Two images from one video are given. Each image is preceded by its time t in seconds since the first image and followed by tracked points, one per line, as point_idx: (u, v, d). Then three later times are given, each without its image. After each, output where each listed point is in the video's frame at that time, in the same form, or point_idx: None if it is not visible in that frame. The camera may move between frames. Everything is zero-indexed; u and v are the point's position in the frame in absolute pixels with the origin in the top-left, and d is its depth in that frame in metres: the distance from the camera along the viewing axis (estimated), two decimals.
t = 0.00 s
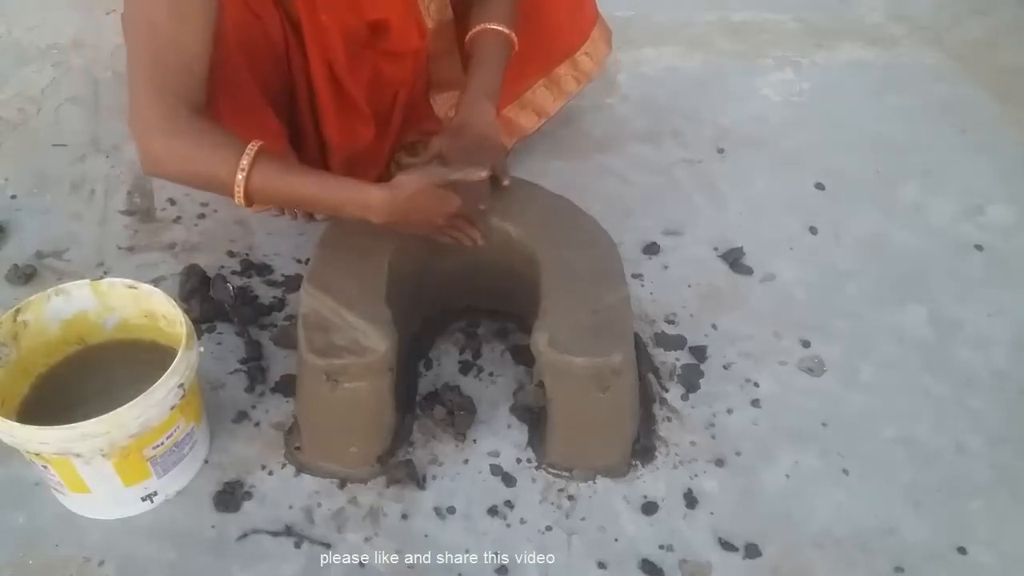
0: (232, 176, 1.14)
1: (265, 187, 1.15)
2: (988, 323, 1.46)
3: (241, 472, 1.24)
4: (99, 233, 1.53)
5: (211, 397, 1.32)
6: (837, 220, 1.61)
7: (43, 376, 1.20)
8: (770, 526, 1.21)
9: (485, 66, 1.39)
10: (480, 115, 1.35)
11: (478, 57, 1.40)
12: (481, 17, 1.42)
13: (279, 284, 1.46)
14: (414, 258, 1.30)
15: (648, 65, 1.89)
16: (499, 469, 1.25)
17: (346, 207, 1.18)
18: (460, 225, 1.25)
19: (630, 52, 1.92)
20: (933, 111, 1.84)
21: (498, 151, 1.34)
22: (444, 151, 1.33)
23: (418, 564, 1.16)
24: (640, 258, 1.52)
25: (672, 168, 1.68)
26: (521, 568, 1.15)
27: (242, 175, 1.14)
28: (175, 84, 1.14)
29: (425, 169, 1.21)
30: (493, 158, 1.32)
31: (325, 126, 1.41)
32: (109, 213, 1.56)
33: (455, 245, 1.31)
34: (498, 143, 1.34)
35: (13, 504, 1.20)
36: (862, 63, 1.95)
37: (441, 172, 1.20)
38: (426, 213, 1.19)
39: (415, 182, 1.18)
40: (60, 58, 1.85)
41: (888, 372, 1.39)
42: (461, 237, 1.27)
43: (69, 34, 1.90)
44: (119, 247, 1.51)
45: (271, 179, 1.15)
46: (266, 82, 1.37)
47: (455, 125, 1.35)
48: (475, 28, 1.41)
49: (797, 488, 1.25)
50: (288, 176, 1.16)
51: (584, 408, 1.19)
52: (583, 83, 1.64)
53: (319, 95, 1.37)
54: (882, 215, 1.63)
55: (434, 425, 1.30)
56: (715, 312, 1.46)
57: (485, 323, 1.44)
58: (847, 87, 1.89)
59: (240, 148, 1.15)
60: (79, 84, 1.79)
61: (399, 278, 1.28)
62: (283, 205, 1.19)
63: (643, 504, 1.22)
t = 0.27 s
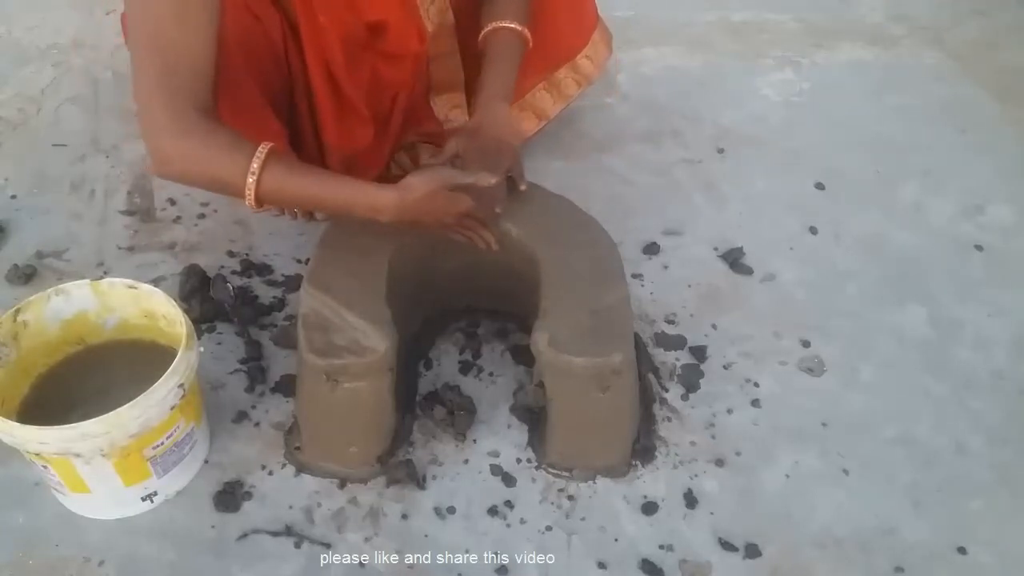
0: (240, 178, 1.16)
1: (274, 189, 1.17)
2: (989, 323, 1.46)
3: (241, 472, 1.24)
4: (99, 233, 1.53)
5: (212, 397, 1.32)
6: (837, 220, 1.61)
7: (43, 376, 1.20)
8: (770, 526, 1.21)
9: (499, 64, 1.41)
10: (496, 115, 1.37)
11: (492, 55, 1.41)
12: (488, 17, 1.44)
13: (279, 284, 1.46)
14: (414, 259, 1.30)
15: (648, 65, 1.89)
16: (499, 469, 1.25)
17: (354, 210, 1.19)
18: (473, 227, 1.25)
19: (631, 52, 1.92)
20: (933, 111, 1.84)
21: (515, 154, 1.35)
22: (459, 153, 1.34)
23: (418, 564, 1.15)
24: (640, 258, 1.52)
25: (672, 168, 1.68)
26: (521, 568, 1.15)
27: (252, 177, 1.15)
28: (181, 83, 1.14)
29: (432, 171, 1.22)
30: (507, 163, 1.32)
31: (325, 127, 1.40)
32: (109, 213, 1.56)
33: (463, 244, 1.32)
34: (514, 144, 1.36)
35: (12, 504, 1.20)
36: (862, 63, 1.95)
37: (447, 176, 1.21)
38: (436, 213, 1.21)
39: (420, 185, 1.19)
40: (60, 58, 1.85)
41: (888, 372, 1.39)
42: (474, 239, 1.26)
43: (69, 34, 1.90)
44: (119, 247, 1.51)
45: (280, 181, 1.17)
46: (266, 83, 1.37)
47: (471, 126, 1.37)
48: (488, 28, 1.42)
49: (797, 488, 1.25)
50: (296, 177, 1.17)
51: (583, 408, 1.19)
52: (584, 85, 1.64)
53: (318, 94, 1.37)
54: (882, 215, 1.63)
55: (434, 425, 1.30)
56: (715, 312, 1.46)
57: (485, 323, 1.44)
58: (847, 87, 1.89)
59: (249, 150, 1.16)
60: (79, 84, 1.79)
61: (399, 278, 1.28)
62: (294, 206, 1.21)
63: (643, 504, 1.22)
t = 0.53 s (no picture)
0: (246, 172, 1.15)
1: (281, 189, 1.17)
2: (989, 323, 1.46)
3: (241, 472, 1.24)
4: (99, 233, 1.53)
5: (212, 397, 1.32)
6: (836, 220, 1.61)
7: (43, 376, 1.20)
8: (770, 526, 1.21)
9: (516, 64, 1.40)
10: (517, 119, 1.37)
11: (508, 53, 1.40)
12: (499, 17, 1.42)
13: (279, 284, 1.46)
14: (413, 259, 1.30)
15: (648, 65, 1.89)
16: (499, 469, 1.25)
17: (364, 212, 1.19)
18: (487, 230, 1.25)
19: (631, 52, 1.92)
20: (933, 110, 1.84)
21: (536, 161, 1.34)
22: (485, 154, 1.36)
23: (418, 564, 1.15)
24: (640, 258, 1.52)
25: (672, 168, 1.68)
26: (521, 568, 1.15)
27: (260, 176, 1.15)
28: (186, 79, 1.14)
29: (442, 176, 1.20)
30: (530, 167, 1.32)
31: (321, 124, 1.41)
32: (109, 213, 1.56)
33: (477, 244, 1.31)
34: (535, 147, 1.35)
35: (12, 504, 1.20)
36: (863, 63, 1.95)
37: (458, 185, 1.18)
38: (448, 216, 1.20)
39: (427, 190, 1.17)
40: (60, 58, 1.85)
41: (888, 372, 1.39)
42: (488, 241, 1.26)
43: (69, 34, 1.90)
44: (119, 247, 1.51)
45: (287, 180, 1.16)
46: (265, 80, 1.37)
47: (495, 130, 1.38)
48: (501, 27, 1.41)
49: (797, 488, 1.25)
50: (303, 179, 1.17)
51: (583, 408, 1.19)
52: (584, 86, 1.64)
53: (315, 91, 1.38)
54: (882, 215, 1.63)
55: (434, 425, 1.30)
56: (715, 312, 1.46)
57: (485, 323, 1.44)
58: (847, 87, 1.89)
59: (259, 148, 1.16)
60: (79, 84, 1.79)
61: (399, 277, 1.28)
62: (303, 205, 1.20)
63: (643, 504, 1.22)
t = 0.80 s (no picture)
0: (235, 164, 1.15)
1: (273, 183, 1.17)
2: (989, 323, 1.46)
3: (241, 472, 1.24)
4: (99, 233, 1.53)
5: (211, 397, 1.31)
6: (837, 220, 1.61)
7: (43, 376, 1.19)
8: (770, 526, 1.21)
9: (534, 58, 1.39)
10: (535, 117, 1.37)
11: (526, 41, 1.40)
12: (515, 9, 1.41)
13: (279, 284, 1.46)
14: (411, 257, 1.29)
15: (648, 65, 1.89)
16: (499, 469, 1.25)
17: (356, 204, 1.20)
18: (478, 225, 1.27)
19: (631, 52, 1.92)
20: (933, 110, 1.84)
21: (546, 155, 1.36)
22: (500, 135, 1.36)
23: (418, 564, 1.15)
24: (640, 258, 1.52)
25: (672, 168, 1.68)
26: (521, 568, 1.15)
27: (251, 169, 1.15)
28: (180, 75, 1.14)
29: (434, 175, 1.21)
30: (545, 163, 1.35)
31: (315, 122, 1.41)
32: (108, 213, 1.56)
33: (471, 247, 1.31)
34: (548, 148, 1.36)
35: (13, 504, 1.20)
36: (863, 63, 1.95)
37: (447, 185, 1.20)
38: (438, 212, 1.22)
39: (415, 186, 1.18)
40: (60, 58, 1.85)
41: (888, 372, 1.39)
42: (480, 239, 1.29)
43: (69, 34, 1.90)
44: (118, 247, 1.51)
45: (278, 174, 1.16)
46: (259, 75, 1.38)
47: (513, 116, 1.38)
48: (518, 15, 1.40)
49: (797, 488, 1.25)
50: (296, 173, 1.17)
51: (583, 408, 1.19)
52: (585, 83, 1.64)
53: (309, 87, 1.38)
54: (882, 215, 1.63)
55: (434, 425, 1.30)
56: (715, 312, 1.46)
57: (485, 323, 1.44)
58: (847, 87, 1.89)
59: (249, 142, 1.16)
60: (79, 83, 1.79)
61: (399, 275, 1.28)
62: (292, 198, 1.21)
63: (643, 504, 1.22)
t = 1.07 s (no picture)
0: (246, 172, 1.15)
1: (282, 187, 1.17)
2: (989, 323, 1.46)
3: (241, 472, 1.24)
4: (99, 233, 1.53)
5: (211, 397, 1.31)
6: (836, 220, 1.61)
7: (43, 376, 1.19)
8: (770, 526, 1.21)
9: (551, 63, 1.40)
10: (553, 126, 1.37)
11: (544, 48, 1.40)
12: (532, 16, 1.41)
13: (279, 284, 1.46)
14: (414, 258, 1.30)
15: (648, 65, 1.89)
16: (499, 469, 1.25)
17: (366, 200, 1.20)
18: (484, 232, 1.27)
19: (631, 52, 1.92)
20: (933, 111, 1.84)
21: (564, 164, 1.35)
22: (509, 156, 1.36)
23: (418, 564, 1.15)
24: (640, 258, 1.52)
25: (672, 168, 1.68)
26: (521, 568, 1.15)
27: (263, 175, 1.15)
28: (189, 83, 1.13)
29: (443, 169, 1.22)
30: (553, 174, 1.33)
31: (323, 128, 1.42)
32: (109, 213, 1.56)
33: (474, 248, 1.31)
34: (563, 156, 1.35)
35: (12, 504, 1.20)
36: (863, 63, 1.95)
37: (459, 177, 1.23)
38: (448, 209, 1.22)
39: (426, 179, 1.20)
40: (60, 58, 1.85)
41: (888, 372, 1.39)
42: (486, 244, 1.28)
43: (69, 34, 1.90)
44: (119, 247, 1.51)
45: (288, 177, 1.16)
46: (268, 81, 1.38)
47: (527, 132, 1.38)
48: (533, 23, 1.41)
49: (797, 488, 1.25)
50: (306, 174, 1.17)
51: (583, 408, 1.19)
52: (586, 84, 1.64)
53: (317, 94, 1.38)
54: (882, 215, 1.63)
55: (434, 425, 1.30)
56: (715, 312, 1.46)
57: (485, 323, 1.44)
58: (847, 87, 1.89)
59: (257, 149, 1.16)
60: (79, 83, 1.79)
61: (399, 275, 1.28)
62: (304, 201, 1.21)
63: (643, 504, 1.22)
